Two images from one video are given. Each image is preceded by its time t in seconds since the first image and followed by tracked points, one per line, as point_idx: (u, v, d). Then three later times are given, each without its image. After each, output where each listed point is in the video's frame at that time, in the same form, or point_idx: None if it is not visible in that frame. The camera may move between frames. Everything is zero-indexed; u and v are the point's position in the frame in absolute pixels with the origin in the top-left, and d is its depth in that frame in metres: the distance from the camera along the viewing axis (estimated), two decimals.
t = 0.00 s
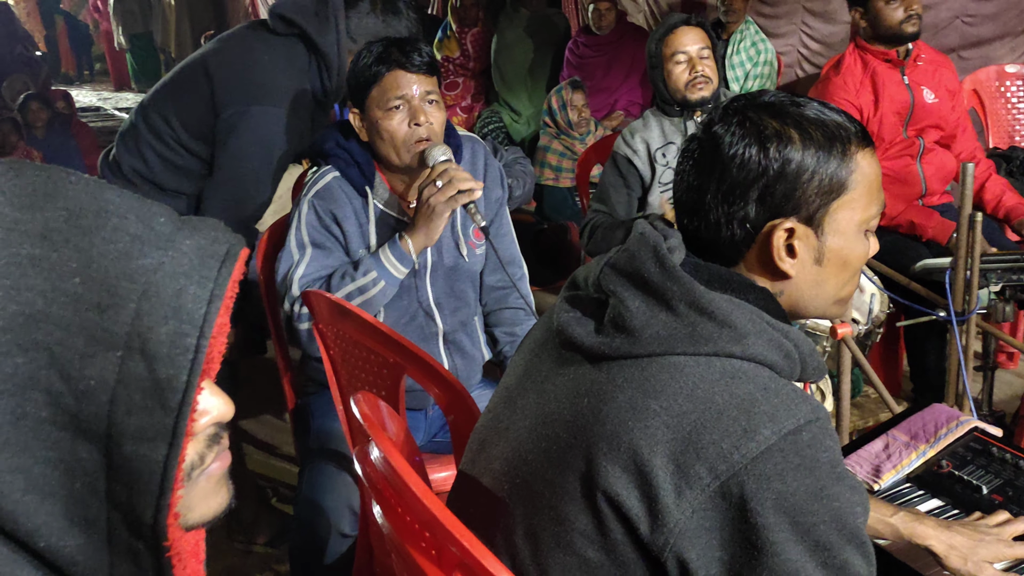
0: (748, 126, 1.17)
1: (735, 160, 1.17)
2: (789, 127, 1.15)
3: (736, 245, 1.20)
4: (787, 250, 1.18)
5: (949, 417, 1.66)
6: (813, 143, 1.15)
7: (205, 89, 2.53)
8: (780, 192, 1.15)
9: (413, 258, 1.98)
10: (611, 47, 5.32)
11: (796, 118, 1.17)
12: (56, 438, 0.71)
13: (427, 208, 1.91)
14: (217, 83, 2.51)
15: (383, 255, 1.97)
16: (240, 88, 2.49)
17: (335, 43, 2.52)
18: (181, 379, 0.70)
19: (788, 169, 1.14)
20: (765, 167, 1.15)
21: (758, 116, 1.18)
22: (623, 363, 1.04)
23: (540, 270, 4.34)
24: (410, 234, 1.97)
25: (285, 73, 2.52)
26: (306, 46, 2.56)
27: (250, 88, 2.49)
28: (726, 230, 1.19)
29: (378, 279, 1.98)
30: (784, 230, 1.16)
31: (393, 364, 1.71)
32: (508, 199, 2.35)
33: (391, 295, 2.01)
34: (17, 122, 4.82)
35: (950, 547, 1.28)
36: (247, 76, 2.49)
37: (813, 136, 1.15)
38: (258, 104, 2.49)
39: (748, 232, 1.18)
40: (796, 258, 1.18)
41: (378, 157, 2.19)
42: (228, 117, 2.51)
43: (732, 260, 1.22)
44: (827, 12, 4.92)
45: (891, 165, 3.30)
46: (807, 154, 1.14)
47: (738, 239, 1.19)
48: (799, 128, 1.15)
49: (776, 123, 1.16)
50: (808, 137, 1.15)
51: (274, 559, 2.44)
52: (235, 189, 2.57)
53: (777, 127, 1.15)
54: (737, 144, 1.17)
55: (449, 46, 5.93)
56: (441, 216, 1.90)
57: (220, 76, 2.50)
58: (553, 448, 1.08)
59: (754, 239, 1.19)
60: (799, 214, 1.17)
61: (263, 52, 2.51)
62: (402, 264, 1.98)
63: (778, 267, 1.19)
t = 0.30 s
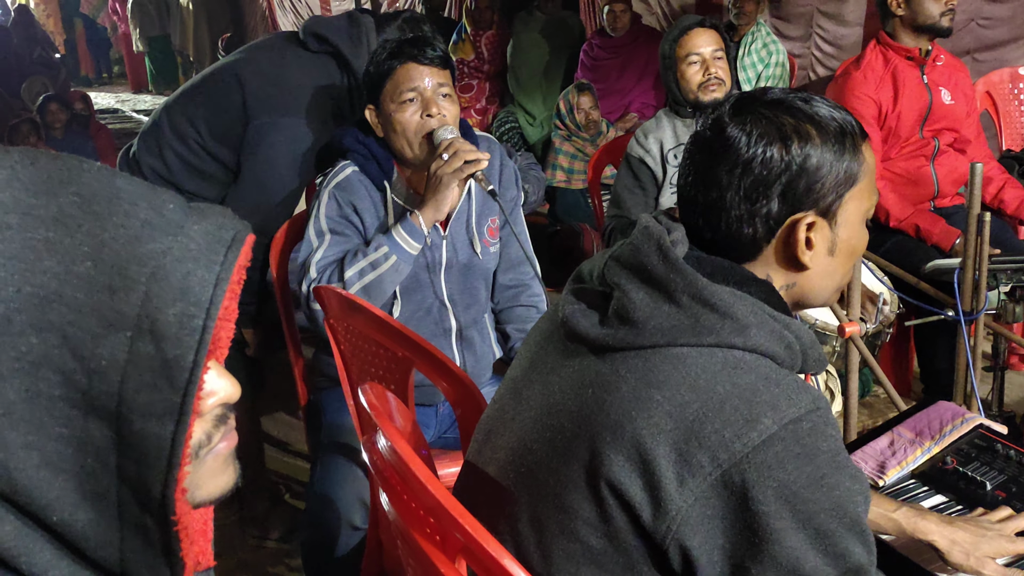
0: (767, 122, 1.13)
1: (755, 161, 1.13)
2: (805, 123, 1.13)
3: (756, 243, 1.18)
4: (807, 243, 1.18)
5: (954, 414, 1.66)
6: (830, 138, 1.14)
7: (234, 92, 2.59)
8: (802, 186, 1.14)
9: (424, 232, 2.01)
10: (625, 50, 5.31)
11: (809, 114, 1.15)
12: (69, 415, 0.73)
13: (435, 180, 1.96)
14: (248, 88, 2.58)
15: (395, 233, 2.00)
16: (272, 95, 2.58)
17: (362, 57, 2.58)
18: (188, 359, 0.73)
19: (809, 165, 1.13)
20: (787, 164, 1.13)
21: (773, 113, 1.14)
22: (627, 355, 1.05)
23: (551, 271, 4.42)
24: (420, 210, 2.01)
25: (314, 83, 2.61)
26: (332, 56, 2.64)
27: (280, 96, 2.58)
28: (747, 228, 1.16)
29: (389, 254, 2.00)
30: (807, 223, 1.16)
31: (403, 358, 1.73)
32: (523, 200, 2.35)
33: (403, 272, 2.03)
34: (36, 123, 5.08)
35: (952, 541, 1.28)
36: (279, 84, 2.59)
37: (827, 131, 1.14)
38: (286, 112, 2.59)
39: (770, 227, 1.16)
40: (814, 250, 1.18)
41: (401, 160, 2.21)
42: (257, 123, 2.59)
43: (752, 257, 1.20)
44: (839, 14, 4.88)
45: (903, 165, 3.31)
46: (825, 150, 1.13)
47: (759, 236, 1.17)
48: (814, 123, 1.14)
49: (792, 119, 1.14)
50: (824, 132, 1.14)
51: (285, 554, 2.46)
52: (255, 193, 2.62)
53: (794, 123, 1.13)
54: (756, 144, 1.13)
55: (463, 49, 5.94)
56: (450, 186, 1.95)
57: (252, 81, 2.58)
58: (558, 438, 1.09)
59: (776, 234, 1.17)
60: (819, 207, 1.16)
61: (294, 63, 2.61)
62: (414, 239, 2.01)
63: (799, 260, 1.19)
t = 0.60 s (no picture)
0: (761, 118, 1.14)
1: (751, 157, 1.14)
2: (800, 119, 1.14)
3: (754, 238, 1.18)
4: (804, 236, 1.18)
5: (956, 412, 1.66)
6: (825, 134, 1.14)
7: (260, 95, 2.60)
8: (798, 180, 1.14)
9: (437, 224, 2.02)
10: (636, 52, 5.31)
11: (803, 110, 1.16)
12: (77, 400, 0.75)
13: (448, 172, 1.98)
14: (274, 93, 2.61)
15: (408, 223, 2.02)
16: (298, 103, 2.61)
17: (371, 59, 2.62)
18: (193, 346, 0.75)
19: (803, 161, 1.13)
20: (784, 158, 1.13)
21: (767, 109, 1.16)
22: (626, 348, 1.06)
23: (561, 272, 4.42)
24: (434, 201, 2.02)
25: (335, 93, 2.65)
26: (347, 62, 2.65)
27: (305, 105, 2.62)
28: (744, 223, 1.17)
29: (401, 244, 2.01)
30: (803, 217, 1.16)
31: (409, 354, 1.74)
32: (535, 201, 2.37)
33: (415, 264, 2.03)
34: (51, 124, 5.17)
35: (954, 540, 1.28)
36: (304, 93, 2.63)
37: (822, 127, 1.15)
38: (309, 120, 2.61)
39: (768, 221, 1.17)
40: (812, 244, 1.18)
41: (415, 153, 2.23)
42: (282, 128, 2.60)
43: (748, 251, 1.20)
44: (851, 17, 4.86)
45: (915, 163, 3.28)
46: (820, 144, 1.14)
47: (757, 231, 1.17)
48: (809, 119, 1.15)
49: (786, 115, 1.15)
50: (819, 128, 1.14)
51: (295, 550, 2.47)
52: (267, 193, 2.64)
53: (789, 119, 1.14)
54: (751, 142, 1.14)
55: (476, 51, 5.99)
56: (461, 177, 1.97)
57: (279, 87, 2.61)
58: (558, 430, 1.09)
59: (772, 228, 1.17)
60: (815, 201, 1.17)
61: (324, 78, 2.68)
62: (427, 230, 2.02)
63: (795, 252, 1.18)
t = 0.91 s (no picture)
0: (754, 128, 1.15)
1: (744, 163, 1.15)
2: (794, 128, 1.14)
3: (746, 244, 1.18)
4: (796, 246, 1.17)
5: (956, 411, 1.66)
6: (820, 142, 1.13)
7: (274, 92, 2.63)
8: (791, 191, 1.14)
9: (445, 220, 2.04)
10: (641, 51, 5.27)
11: (799, 118, 1.15)
12: (82, 394, 0.77)
13: (455, 170, 2.00)
14: (288, 91, 2.63)
15: (415, 220, 2.03)
16: (310, 100, 2.64)
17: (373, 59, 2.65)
18: (195, 342, 0.76)
19: (796, 170, 1.13)
20: (775, 167, 1.13)
21: (762, 117, 1.16)
22: (630, 350, 1.07)
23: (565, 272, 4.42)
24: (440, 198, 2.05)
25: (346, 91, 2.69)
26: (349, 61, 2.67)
27: (316, 102, 2.64)
28: (736, 231, 1.17)
29: (409, 240, 2.02)
30: (795, 227, 1.16)
31: (412, 353, 1.74)
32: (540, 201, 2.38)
33: (422, 259, 2.04)
34: (56, 125, 5.20)
35: (955, 540, 1.28)
36: (315, 92, 2.66)
37: (818, 135, 1.14)
38: (322, 116, 2.64)
39: (759, 231, 1.17)
40: (805, 253, 1.17)
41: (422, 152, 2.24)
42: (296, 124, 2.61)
43: (743, 258, 1.20)
44: (858, 18, 4.87)
45: (916, 162, 3.26)
46: (815, 153, 1.13)
47: (748, 239, 1.18)
48: (803, 128, 1.14)
49: (780, 124, 1.14)
50: (813, 136, 1.14)
51: (299, 549, 2.49)
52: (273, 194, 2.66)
53: (783, 128, 1.14)
54: (745, 147, 1.15)
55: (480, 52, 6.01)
56: (469, 174, 1.98)
57: (291, 86, 2.64)
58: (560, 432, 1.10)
59: (765, 238, 1.17)
60: (808, 212, 1.16)
61: (329, 79, 2.71)
62: (434, 226, 2.03)
63: (787, 263, 1.18)
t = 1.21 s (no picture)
0: (768, 142, 1.13)
1: (756, 176, 1.14)
2: (809, 143, 1.12)
3: (756, 259, 1.17)
4: (807, 263, 1.17)
5: (957, 413, 1.66)
6: (834, 159, 1.12)
7: (276, 93, 2.64)
8: (801, 208, 1.13)
9: (444, 222, 2.03)
10: (645, 51, 5.30)
11: (815, 133, 1.13)
12: (89, 395, 0.77)
13: (456, 172, 2.00)
14: (290, 91, 2.64)
15: (415, 222, 2.03)
16: (311, 100, 2.64)
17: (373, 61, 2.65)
18: (202, 344, 0.76)
19: (808, 186, 1.11)
20: (786, 183, 1.12)
21: (776, 131, 1.14)
22: (639, 361, 1.06)
23: (568, 274, 4.42)
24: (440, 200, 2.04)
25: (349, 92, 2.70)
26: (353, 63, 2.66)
27: (318, 102, 2.64)
28: (745, 245, 1.16)
29: (407, 242, 2.02)
30: (806, 244, 1.14)
31: (414, 354, 1.74)
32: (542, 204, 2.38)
33: (422, 260, 2.04)
34: (60, 126, 5.23)
35: (971, 543, 1.28)
36: (318, 93, 2.66)
37: (833, 152, 1.12)
38: (324, 115, 2.63)
39: (768, 247, 1.15)
40: (815, 270, 1.17)
41: (426, 154, 2.25)
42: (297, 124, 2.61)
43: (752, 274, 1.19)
44: (864, 21, 4.88)
45: (916, 164, 3.28)
46: (828, 169, 1.11)
47: (758, 253, 1.16)
48: (818, 144, 1.12)
49: (796, 138, 1.12)
50: (827, 153, 1.12)
51: (302, 550, 2.49)
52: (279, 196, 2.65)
53: (796, 143, 1.12)
54: (757, 160, 1.13)
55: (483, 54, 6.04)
56: (469, 176, 1.99)
57: (293, 86, 2.65)
58: (568, 440, 1.10)
59: (773, 255, 1.16)
60: (820, 229, 1.15)
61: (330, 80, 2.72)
62: (433, 229, 2.03)
63: (797, 280, 1.17)
